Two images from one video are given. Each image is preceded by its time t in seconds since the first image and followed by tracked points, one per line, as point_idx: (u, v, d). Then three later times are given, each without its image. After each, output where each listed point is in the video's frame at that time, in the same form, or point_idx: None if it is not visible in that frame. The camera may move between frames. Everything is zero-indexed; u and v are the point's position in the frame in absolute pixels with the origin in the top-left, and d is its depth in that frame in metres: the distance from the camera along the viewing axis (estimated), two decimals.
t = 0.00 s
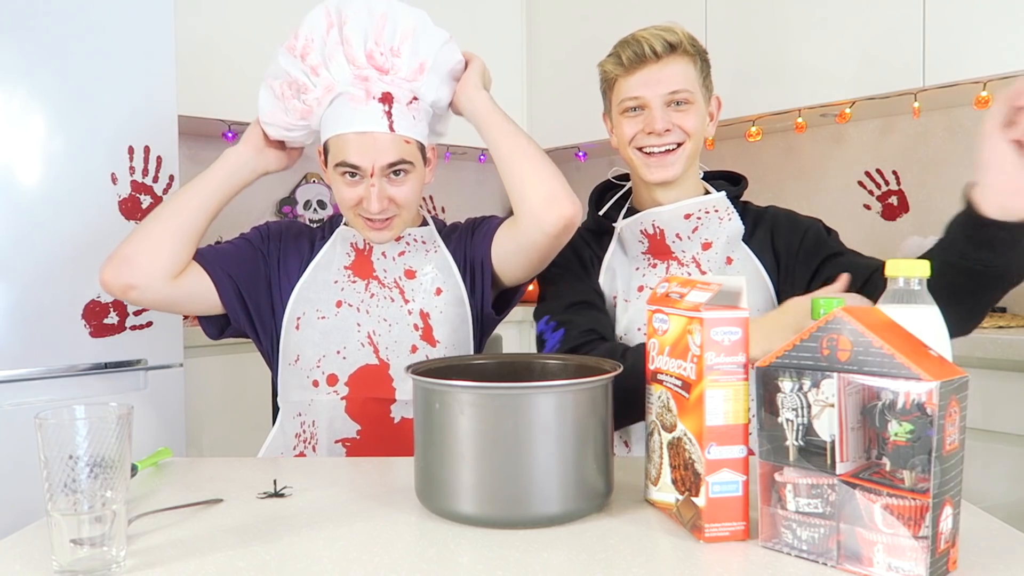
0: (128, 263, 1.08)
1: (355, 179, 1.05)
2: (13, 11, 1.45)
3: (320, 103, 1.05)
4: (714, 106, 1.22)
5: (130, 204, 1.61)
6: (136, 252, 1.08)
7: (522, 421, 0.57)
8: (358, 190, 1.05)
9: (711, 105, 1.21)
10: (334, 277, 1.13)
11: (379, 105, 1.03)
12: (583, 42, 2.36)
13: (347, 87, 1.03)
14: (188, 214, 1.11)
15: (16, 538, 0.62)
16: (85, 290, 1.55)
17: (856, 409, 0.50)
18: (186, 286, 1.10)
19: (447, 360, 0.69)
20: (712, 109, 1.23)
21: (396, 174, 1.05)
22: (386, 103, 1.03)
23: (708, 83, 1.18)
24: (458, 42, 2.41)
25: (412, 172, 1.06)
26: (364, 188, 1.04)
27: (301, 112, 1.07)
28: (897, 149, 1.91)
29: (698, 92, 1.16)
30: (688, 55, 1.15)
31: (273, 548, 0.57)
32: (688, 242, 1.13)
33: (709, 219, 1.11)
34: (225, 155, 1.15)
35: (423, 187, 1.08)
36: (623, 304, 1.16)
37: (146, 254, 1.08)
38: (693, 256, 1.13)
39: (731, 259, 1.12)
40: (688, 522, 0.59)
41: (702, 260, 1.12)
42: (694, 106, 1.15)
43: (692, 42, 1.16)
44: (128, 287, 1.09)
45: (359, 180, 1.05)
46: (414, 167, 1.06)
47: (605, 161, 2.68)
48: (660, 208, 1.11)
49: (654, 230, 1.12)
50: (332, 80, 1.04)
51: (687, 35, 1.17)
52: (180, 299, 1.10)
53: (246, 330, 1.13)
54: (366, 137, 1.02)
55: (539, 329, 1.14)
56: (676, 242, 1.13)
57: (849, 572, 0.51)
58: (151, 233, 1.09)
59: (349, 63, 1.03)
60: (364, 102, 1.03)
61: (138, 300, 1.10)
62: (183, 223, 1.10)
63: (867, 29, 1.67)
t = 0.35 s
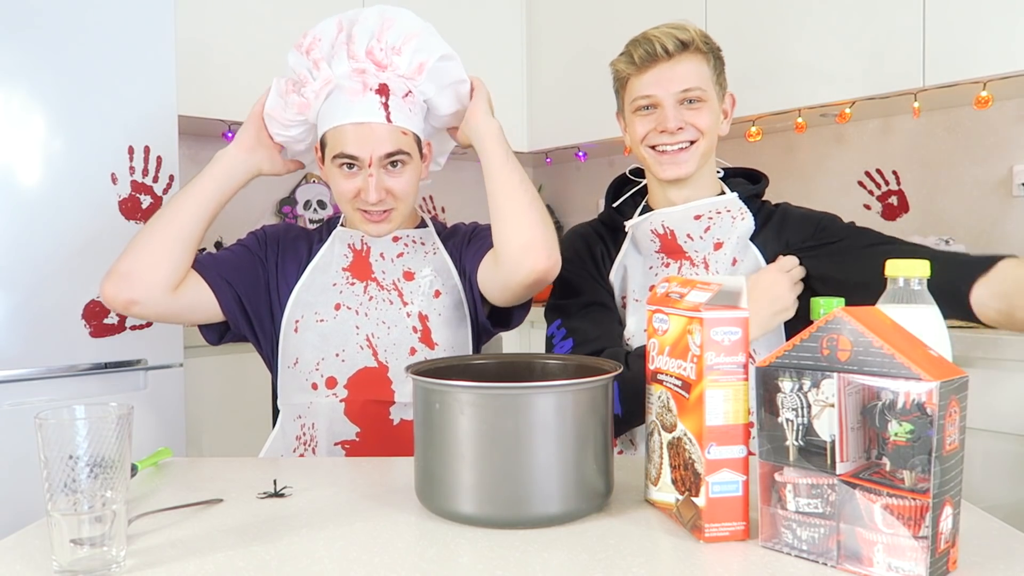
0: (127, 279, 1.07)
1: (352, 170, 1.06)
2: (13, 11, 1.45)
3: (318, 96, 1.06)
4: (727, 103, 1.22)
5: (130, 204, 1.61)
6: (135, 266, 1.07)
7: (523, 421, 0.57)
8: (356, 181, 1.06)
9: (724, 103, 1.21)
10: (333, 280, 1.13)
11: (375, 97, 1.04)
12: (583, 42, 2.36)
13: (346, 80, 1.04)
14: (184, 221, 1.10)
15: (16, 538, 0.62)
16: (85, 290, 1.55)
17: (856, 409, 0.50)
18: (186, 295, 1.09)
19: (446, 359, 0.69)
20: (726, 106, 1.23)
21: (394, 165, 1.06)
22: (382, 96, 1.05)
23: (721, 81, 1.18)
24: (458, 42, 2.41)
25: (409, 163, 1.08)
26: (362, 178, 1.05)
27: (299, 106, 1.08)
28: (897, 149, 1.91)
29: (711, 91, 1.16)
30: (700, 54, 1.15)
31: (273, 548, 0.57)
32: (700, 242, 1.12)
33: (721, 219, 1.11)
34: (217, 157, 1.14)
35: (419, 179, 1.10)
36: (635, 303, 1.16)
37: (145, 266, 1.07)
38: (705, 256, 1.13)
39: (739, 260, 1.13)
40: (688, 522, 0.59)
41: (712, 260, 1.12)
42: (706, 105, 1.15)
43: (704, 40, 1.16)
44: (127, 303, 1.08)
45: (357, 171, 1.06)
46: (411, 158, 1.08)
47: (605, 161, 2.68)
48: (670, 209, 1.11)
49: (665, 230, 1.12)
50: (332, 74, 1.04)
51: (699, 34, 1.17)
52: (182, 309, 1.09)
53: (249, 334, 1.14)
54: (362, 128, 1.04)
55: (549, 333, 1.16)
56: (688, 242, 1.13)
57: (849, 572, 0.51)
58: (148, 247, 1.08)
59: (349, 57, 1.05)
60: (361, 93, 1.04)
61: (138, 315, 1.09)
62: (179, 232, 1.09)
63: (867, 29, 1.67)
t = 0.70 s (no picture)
0: (128, 284, 1.08)
1: (347, 161, 1.07)
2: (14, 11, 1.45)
3: (314, 88, 1.09)
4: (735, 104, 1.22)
5: (130, 205, 1.61)
6: (137, 272, 1.08)
7: (523, 421, 0.57)
8: (351, 172, 1.06)
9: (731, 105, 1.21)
10: (328, 282, 1.13)
11: (371, 87, 1.06)
12: (583, 42, 2.36)
13: (341, 71, 1.07)
14: (189, 231, 1.10)
15: (16, 538, 0.62)
16: (85, 289, 1.55)
17: (856, 409, 0.50)
18: (187, 302, 1.09)
19: (446, 360, 0.69)
20: (733, 107, 1.23)
21: (388, 156, 1.07)
22: (378, 86, 1.07)
23: (727, 84, 1.18)
24: (458, 42, 2.41)
25: (404, 155, 1.08)
26: (357, 169, 1.06)
27: (296, 101, 1.11)
28: (897, 149, 1.91)
29: (717, 94, 1.16)
30: (708, 59, 1.15)
31: (273, 548, 0.57)
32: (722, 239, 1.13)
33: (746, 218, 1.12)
34: (228, 178, 1.15)
35: (414, 172, 1.10)
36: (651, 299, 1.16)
37: (147, 274, 1.07)
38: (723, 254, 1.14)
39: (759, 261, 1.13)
40: (688, 522, 0.59)
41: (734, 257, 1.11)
42: (713, 109, 1.16)
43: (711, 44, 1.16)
44: (127, 308, 1.08)
45: (352, 163, 1.07)
46: (406, 150, 1.09)
47: (605, 161, 2.68)
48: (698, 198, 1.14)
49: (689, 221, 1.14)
50: (329, 67, 1.08)
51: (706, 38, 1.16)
52: (181, 315, 1.09)
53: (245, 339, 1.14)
54: (357, 118, 1.05)
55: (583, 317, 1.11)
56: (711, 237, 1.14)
57: (849, 572, 0.51)
58: (150, 253, 1.09)
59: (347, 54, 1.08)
60: (357, 84, 1.06)
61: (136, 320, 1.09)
62: (184, 242, 1.09)
63: (867, 29, 1.67)
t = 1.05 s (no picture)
0: (177, 350, 1.01)
1: (348, 154, 1.08)
2: (15, 12, 1.45)
3: (316, 86, 1.10)
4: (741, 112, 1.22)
5: (130, 204, 1.61)
6: (183, 336, 1.00)
7: (523, 421, 0.57)
8: (352, 165, 1.07)
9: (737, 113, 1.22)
10: (326, 286, 1.13)
11: (374, 83, 1.08)
12: (583, 42, 2.36)
13: (344, 69, 1.08)
14: (227, 283, 1.02)
15: (16, 537, 0.62)
16: (85, 289, 1.55)
17: (857, 409, 0.50)
18: (225, 349, 1.05)
19: (446, 360, 0.69)
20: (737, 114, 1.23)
21: (389, 151, 1.08)
22: (380, 82, 1.08)
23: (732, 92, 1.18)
24: (458, 42, 2.41)
25: (404, 151, 1.10)
26: (358, 162, 1.07)
27: (297, 98, 1.12)
28: (897, 149, 1.91)
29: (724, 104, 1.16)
30: (715, 70, 1.15)
31: (273, 548, 0.57)
32: (730, 236, 1.15)
33: (757, 219, 1.14)
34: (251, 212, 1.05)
35: (414, 168, 1.11)
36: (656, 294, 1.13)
37: (196, 336, 1.01)
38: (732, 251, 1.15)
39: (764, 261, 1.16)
40: (688, 522, 0.58)
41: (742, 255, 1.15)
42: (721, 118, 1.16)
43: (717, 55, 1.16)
44: (174, 371, 1.03)
45: (353, 155, 1.08)
46: (406, 146, 1.10)
47: (605, 161, 2.68)
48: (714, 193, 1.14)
49: (702, 215, 1.14)
50: (331, 66, 1.09)
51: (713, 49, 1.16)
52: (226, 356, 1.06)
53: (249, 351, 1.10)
54: (359, 111, 1.07)
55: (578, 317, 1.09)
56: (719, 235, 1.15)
57: (848, 572, 0.51)
58: (189, 311, 1.01)
59: (347, 53, 1.09)
60: (360, 79, 1.07)
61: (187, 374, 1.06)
62: (224, 293, 1.02)
63: (867, 29, 1.67)
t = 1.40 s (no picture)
0: (206, 355, 1.01)
1: (358, 159, 1.08)
2: (15, 12, 1.45)
3: (324, 87, 1.10)
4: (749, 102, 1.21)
5: (130, 204, 1.61)
6: (211, 342, 1.00)
7: (523, 421, 0.57)
8: (362, 170, 1.07)
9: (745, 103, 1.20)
10: (328, 286, 1.13)
11: (386, 89, 1.08)
12: (583, 42, 2.36)
13: (354, 71, 1.08)
14: (250, 288, 1.02)
15: (16, 537, 0.62)
16: (85, 290, 1.55)
17: (856, 410, 0.50)
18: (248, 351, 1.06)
19: (447, 359, 0.69)
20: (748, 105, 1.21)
21: (399, 157, 1.08)
22: (392, 89, 1.08)
23: (740, 82, 1.17)
24: (457, 43, 2.41)
25: (413, 156, 1.10)
26: (368, 168, 1.07)
27: (303, 98, 1.12)
28: (897, 149, 1.91)
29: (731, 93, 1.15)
30: (721, 57, 1.13)
31: (273, 548, 0.57)
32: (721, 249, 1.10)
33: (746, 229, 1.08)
34: (271, 214, 1.04)
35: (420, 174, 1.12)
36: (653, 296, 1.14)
37: (225, 342, 1.01)
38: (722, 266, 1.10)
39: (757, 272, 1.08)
40: (688, 522, 0.59)
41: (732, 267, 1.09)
42: (727, 107, 1.14)
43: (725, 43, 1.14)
44: (200, 375, 1.04)
45: (363, 160, 1.07)
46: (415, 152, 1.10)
47: (605, 161, 2.68)
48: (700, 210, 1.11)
49: (688, 231, 1.11)
50: (339, 67, 1.09)
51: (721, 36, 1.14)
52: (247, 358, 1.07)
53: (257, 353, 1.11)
54: (371, 117, 1.07)
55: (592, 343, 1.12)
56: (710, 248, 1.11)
57: (849, 572, 0.51)
58: (215, 317, 1.00)
59: (356, 54, 1.09)
60: (371, 85, 1.08)
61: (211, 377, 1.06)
62: (248, 298, 1.02)
63: (867, 29, 1.67)
